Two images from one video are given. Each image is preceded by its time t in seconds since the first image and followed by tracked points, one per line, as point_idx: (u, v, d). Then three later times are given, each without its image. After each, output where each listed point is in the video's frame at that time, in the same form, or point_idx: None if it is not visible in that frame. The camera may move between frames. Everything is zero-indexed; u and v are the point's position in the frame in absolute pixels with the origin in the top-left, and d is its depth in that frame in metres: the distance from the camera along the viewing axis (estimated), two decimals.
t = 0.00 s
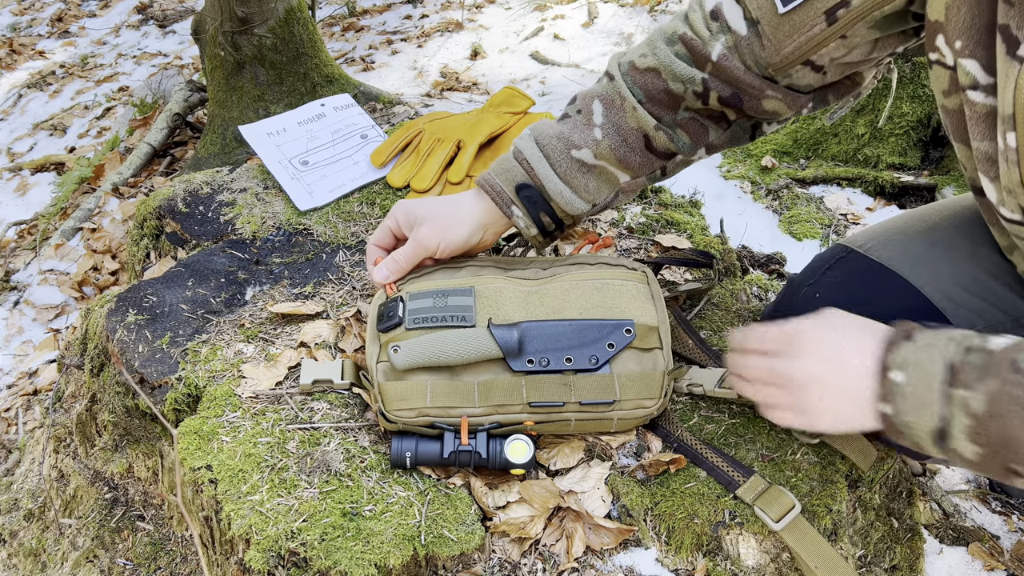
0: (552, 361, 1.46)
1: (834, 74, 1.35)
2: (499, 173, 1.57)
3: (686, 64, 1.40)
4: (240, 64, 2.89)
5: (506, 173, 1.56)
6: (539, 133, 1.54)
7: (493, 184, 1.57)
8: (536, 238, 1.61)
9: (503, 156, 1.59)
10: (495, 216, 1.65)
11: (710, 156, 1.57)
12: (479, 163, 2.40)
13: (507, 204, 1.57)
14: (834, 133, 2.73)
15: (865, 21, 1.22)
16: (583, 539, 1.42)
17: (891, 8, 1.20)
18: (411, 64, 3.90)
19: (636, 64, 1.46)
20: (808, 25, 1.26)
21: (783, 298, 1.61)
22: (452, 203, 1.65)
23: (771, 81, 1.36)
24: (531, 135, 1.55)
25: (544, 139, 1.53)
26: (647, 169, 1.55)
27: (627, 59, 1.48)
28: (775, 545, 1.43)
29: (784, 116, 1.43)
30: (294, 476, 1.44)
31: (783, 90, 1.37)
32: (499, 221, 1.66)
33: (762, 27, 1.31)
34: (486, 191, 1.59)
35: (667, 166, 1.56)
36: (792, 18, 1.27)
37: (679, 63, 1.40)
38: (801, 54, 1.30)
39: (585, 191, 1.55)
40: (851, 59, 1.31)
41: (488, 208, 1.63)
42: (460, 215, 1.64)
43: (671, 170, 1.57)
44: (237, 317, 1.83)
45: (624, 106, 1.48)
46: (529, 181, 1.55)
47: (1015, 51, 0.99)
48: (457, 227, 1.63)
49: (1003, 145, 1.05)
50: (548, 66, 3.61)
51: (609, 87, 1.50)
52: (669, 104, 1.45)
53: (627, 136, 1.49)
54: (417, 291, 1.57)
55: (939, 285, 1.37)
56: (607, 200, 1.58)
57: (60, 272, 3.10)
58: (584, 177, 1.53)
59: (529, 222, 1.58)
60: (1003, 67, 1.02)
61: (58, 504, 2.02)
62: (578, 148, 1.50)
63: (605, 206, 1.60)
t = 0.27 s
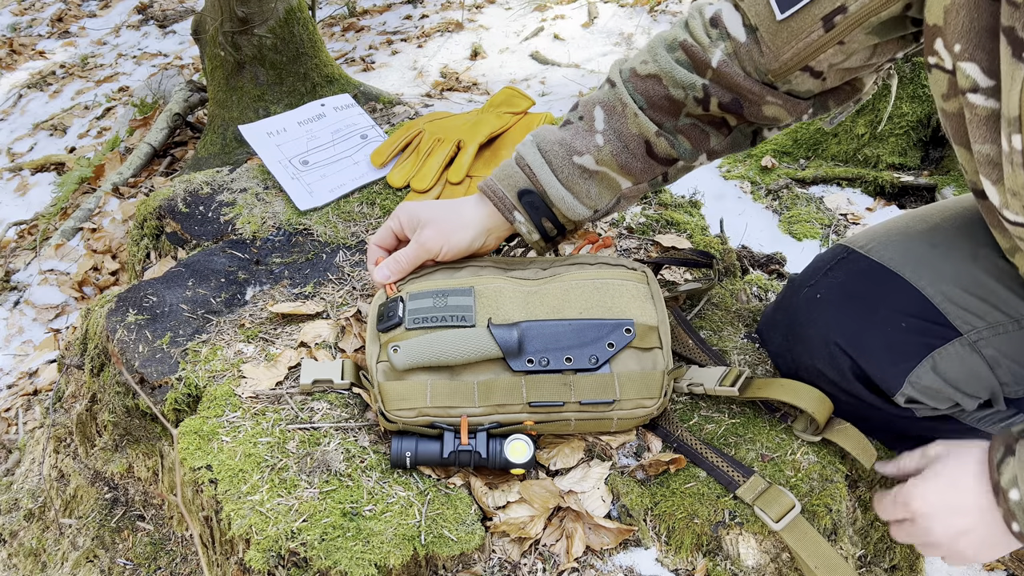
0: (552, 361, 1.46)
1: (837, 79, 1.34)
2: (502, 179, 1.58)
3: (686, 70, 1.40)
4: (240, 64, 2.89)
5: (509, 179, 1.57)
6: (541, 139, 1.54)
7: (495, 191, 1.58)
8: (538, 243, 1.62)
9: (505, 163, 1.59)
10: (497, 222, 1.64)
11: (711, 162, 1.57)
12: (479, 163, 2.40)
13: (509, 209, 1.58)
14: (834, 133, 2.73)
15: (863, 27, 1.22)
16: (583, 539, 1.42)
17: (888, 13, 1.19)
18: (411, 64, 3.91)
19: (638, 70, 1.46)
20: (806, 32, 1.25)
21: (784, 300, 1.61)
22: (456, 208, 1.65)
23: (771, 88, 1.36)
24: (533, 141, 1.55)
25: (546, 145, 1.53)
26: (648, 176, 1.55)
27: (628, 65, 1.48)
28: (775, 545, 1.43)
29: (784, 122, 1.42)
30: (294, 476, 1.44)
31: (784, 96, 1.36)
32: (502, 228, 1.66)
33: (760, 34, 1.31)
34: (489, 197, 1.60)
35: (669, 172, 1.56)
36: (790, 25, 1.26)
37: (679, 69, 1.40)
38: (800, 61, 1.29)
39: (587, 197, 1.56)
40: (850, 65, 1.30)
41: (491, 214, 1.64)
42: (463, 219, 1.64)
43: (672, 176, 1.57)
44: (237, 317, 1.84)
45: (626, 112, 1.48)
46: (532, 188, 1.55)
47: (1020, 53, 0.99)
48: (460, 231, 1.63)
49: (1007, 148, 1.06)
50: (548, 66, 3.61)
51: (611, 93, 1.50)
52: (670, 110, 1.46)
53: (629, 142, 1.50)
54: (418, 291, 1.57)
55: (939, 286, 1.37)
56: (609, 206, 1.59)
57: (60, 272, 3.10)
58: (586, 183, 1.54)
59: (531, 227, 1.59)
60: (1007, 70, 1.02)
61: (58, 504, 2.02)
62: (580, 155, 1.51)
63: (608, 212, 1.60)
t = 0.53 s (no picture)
0: (552, 361, 1.46)
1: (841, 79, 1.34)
2: (504, 182, 1.57)
3: (689, 72, 1.40)
4: (240, 64, 2.89)
5: (512, 182, 1.57)
6: (543, 141, 1.54)
7: (498, 194, 1.58)
8: (541, 245, 1.63)
9: (508, 165, 1.59)
10: (499, 224, 1.64)
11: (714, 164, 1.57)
12: (479, 163, 2.40)
13: (512, 212, 1.58)
14: (834, 133, 2.73)
15: (866, 28, 1.22)
16: (583, 539, 1.42)
17: (892, 14, 1.19)
18: (411, 64, 3.91)
19: (640, 73, 1.46)
20: (809, 34, 1.25)
21: (784, 300, 1.61)
22: (458, 209, 1.65)
23: (774, 88, 1.36)
24: (535, 143, 1.55)
25: (548, 148, 1.53)
26: (651, 178, 1.55)
27: (630, 67, 1.48)
28: (775, 545, 1.43)
29: (788, 123, 1.42)
30: (294, 476, 1.44)
31: (787, 98, 1.36)
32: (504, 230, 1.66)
33: (763, 35, 1.31)
34: (490, 199, 1.60)
35: (671, 174, 1.56)
36: (793, 26, 1.26)
37: (682, 71, 1.40)
38: (803, 62, 1.29)
39: (589, 200, 1.56)
40: (853, 66, 1.31)
41: (493, 215, 1.63)
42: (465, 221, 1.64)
43: (675, 178, 1.57)
44: (237, 317, 1.84)
45: (628, 115, 1.48)
46: (534, 190, 1.55)
47: (1020, 56, 0.99)
48: (462, 233, 1.63)
49: (1006, 151, 1.07)
50: (548, 66, 3.61)
51: (613, 95, 1.50)
52: (672, 112, 1.46)
53: (631, 145, 1.50)
54: (418, 291, 1.57)
55: (938, 286, 1.37)
56: (611, 208, 1.59)
57: (60, 272, 3.10)
58: (588, 185, 1.54)
59: (534, 229, 1.59)
60: (1007, 71, 1.02)
61: (58, 504, 2.02)
62: (582, 157, 1.51)
63: (610, 214, 1.60)
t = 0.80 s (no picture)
0: (552, 361, 1.46)
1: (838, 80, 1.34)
2: (504, 181, 1.58)
3: (688, 72, 1.40)
4: (240, 64, 2.89)
5: (511, 182, 1.57)
6: (543, 141, 1.55)
7: (497, 193, 1.58)
8: (540, 245, 1.63)
9: (507, 164, 1.59)
10: (499, 221, 1.64)
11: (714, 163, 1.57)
12: (479, 163, 2.40)
13: (511, 211, 1.58)
14: (834, 133, 2.73)
15: (863, 30, 1.22)
16: (583, 539, 1.42)
17: (889, 17, 1.20)
18: (411, 64, 3.91)
19: (639, 72, 1.46)
20: (807, 36, 1.26)
21: (784, 300, 1.61)
22: (458, 208, 1.65)
23: (773, 89, 1.36)
24: (535, 143, 1.55)
25: (548, 147, 1.54)
26: (650, 178, 1.55)
27: (630, 67, 1.48)
28: (775, 545, 1.43)
29: (786, 123, 1.42)
30: (294, 476, 1.44)
31: (785, 99, 1.36)
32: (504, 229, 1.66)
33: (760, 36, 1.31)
34: (489, 198, 1.60)
35: (670, 174, 1.56)
36: (791, 28, 1.26)
37: (681, 72, 1.40)
38: (800, 64, 1.29)
39: (588, 199, 1.56)
40: (851, 67, 1.30)
41: (492, 215, 1.63)
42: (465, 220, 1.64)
43: (674, 177, 1.57)
44: (237, 317, 1.84)
45: (627, 115, 1.48)
46: (534, 190, 1.56)
47: (1015, 60, 0.99)
48: (461, 232, 1.63)
49: (1001, 153, 1.06)
50: (548, 66, 3.61)
51: (613, 95, 1.50)
52: (671, 112, 1.46)
53: (631, 144, 1.50)
54: (418, 291, 1.57)
55: (938, 286, 1.37)
56: (610, 207, 1.58)
57: (60, 272, 3.10)
58: (588, 184, 1.54)
59: (533, 229, 1.59)
60: (1002, 75, 1.02)
61: (58, 504, 2.02)
62: (581, 157, 1.51)
63: (609, 213, 1.60)
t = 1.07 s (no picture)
0: (552, 363, 1.46)
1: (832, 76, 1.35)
2: (502, 167, 1.54)
3: (687, 59, 1.40)
4: (240, 64, 2.89)
5: (510, 168, 1.54)
6: (542, 128, 1.52)
7: (496, 180, 1.55)
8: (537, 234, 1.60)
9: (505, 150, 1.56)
10: (500, 207, 1.58)
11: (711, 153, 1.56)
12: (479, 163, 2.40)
13: (510, 198, 1.54)
14: (834, 133, 2.73)
15: (859, 27, 1.22)
16: (583, 539, 1.42)
17: (884, 15, 1.20)
18: (411, 64, 3.91)
19: (638, 59, 1.45)
20: (802, 30, 1.26)
21: (784, 300, 1.61)
22: (456, 197, 1.59)
23: (769, 80, 1.36)
24: (534, 129, 1.53)
25: (547, 133, 1.51)
26: (648, 166, 1.53)
27: (629, 55, 1.47)
28: (775, 545, 1.43)
29: (781, 115, 1.42)
30: (294, 476, 1.44)
31: (781, 90, 1.37)
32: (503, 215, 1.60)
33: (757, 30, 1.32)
34: (488, 185, 1.56)
35: (669, 163, 1.55)
36: (787, 22, 1.27)
37: (680, 58, 1.40)
38: (795, 58, 1.30)
39: (587, 187, 1.54)
40: (846, 63, 1.30)
41: (492, 202, 1.58)
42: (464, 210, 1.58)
43: (672, 167, 1.56)
44: (237, 317, 1.84)
45: (627, 101, 1.47)
46: (533, 177, 1.53)
47: (1015, 61, 0.99)
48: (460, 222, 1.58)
49: (1000, 154, 1.06)
50: (548, 65, 3.61)
51: (612, 81, 1.49)
52: (671, 99, 1.45)
53: (630, 131, 1.48)
54: (417, 292, 1.57)
55: (938, 286, 1.37)
56: (609, 195, 1.56)
57: (60, 272, 3.10)
58: (587, 172, 1.52)
59: (531, 217, 1.56)
60: (1002, 75, 1.02)
61: (58, 504, 2.02)
62: (582, 143, 1.49)
63: (607, 202, 1.58)
